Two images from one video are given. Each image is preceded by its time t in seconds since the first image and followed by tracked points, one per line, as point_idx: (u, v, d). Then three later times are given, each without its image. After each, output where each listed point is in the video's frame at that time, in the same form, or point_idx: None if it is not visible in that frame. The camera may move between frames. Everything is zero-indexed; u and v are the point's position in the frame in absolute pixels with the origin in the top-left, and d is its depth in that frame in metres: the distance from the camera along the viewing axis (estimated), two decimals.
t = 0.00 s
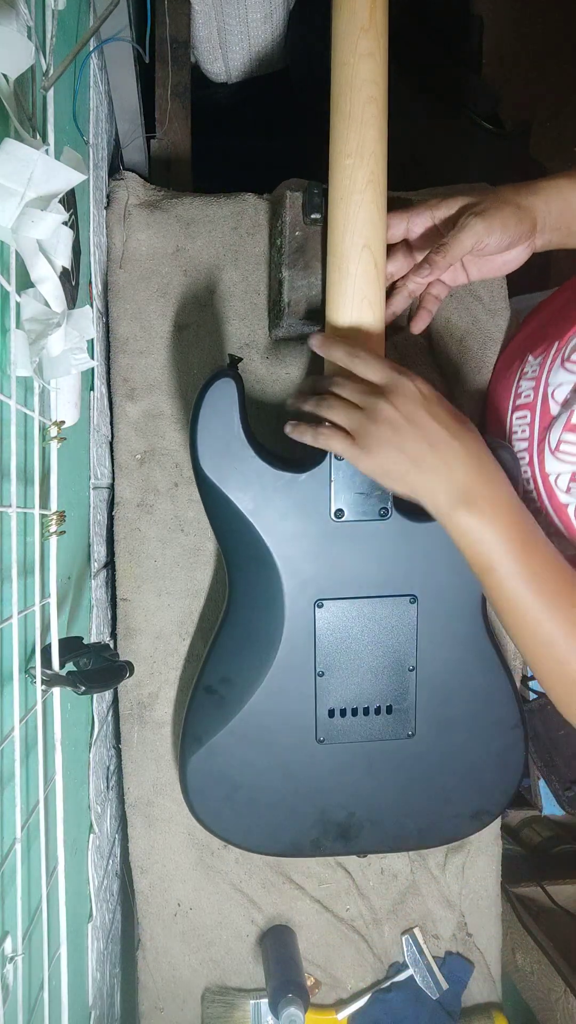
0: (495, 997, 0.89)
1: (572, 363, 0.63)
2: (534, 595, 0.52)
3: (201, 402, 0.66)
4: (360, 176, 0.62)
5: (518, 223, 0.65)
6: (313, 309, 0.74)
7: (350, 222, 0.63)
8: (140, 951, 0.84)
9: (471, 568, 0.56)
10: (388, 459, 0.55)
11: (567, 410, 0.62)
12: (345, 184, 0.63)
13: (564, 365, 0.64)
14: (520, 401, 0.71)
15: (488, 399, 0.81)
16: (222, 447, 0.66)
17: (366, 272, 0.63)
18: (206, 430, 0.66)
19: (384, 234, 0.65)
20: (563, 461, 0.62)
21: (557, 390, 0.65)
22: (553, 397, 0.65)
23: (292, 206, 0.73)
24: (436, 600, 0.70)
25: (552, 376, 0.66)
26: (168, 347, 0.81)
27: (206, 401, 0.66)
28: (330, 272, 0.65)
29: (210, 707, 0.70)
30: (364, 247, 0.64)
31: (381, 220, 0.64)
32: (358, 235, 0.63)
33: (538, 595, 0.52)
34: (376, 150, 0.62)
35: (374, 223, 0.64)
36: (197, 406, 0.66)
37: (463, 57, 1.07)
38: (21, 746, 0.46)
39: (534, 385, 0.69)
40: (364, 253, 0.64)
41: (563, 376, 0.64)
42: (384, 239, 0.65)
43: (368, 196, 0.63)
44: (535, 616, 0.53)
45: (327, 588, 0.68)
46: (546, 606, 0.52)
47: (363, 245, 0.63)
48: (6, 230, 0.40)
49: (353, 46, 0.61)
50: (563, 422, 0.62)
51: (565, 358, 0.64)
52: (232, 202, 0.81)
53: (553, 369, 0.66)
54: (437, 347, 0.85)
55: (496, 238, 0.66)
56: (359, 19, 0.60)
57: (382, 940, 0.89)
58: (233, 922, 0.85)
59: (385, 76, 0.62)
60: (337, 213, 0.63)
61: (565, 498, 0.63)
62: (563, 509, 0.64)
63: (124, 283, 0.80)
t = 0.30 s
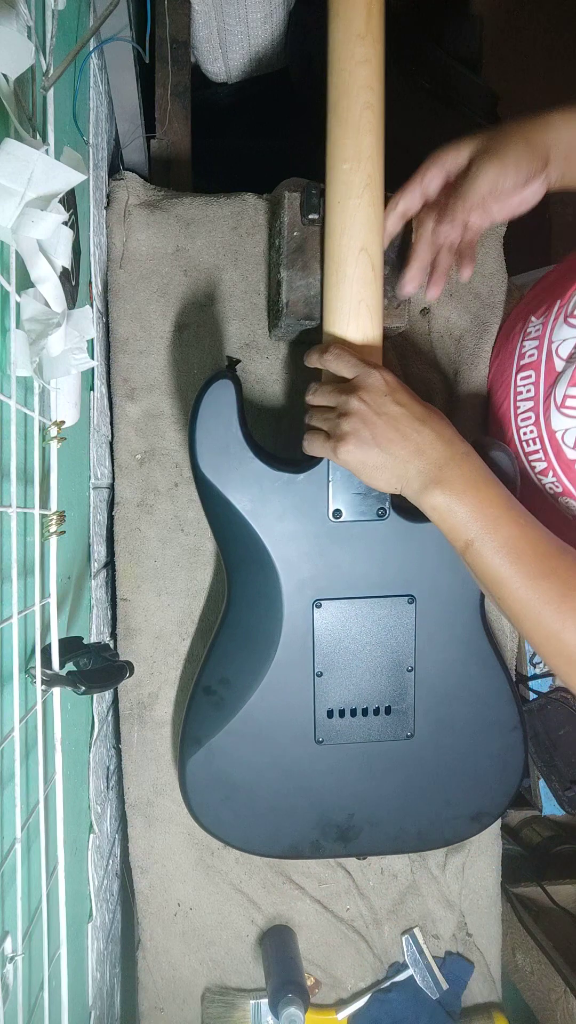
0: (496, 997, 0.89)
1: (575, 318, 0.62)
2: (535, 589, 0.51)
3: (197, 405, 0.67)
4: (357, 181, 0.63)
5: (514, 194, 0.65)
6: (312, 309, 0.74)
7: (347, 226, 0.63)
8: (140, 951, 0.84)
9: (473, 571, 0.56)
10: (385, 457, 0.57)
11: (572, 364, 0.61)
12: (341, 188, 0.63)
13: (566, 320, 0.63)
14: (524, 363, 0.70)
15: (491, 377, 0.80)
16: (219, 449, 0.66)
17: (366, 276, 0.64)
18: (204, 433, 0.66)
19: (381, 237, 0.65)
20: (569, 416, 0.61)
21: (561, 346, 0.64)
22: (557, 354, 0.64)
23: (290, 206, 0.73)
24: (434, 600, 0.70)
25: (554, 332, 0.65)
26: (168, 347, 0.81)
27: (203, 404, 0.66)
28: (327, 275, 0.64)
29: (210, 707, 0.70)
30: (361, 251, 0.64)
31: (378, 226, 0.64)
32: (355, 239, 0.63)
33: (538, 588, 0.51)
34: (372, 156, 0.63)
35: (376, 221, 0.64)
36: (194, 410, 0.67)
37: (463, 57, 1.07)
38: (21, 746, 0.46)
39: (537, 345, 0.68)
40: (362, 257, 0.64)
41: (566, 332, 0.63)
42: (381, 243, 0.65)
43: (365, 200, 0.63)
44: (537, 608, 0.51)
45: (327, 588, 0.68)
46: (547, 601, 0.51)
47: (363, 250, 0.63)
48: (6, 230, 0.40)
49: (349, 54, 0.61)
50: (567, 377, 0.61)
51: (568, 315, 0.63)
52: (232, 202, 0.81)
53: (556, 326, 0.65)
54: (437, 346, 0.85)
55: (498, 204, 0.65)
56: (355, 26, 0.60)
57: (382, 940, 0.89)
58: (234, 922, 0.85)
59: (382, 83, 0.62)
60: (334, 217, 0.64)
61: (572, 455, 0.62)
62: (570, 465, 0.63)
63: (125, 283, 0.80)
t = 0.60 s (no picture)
0: (495, 998, 0.89)
1: (569, 310, 0.63)
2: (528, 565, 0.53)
3: (193, 407, 0.67)
4: (348, 186, 0.63)
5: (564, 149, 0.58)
6: (310, 309, 0.74)
7: (339, 230, 0.63)
8: (140, 952, 0.84)
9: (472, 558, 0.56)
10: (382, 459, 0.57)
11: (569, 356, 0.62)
12: (333, 192, 0.63)
13: (561, 312, 0.64)
14: (521, 357, 0.70)
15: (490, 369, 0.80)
16: (216, 451, 0.66)
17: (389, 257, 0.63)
18: (201, 435, 0.66)
19: (373, 241, 0.65)
20: (568, 407, 0.62)
21: (558, 337, 0.64)
22: (554, 346, 0.65)
23: (287, 206, 0.73)
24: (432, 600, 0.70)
25: (550, 325, 0.66)
26: (168, 347, 0.81)
27: (199, 407, 0.66)
28: (320, 279, 0.65)
29: (208, 709, 0.70)
30: (353, 255, 0.64)
31: (369, 230, 0.64)
32: (349, 242, 0.64)
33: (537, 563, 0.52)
34: (363, 161, 0.63)
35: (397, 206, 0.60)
36: (190, 413, 0.67)
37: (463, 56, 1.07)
38: (21, 746, 0.46)
39: (534, 338, 0.68)
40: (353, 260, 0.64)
41: (561, 324, 0.64)
42: (373, 246, 0.65)
43: (357, 203, 0.63)
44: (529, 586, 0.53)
45: (326, 588, 0.68)
46: (554, 586, 0.52)
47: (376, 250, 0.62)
48: (6, 230, 0.40)
49: (339, 63, 0.62)
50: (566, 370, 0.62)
51: (562, 306, 0.64)
52: (232, 201, 0.81)
53: (552, 318, 0.66)
54: (437, 346, 0.85)
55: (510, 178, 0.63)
56: (345, 34, 0.61)
57: (382, 940, 0.89)
58: (234, 922, 0.85)
59: (371, 90, 0.63)
60: (326, 222, 0.64)
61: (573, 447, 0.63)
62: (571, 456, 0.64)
63: (124, 283, 0.80)
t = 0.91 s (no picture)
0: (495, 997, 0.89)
1: (554, 320, 0.65)
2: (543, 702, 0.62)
3: (193, 407, 0.67)
4: (348, 186, 0.63)
5: None
6: (310, 310, 0.74)
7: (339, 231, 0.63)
8: (140, 952, 0.84)
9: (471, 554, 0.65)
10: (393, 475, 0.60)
11: (557, 365, 0.63)
12: (333, 192, 0.63)
13: (546, 321, 0.66)
14: (510, 363, 0.72)
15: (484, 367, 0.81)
16: (216, 451, 0.66)
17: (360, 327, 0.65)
18: (201, 435, 0.66)
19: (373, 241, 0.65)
20: (557, 417, 0.64)
21: (543, 347, 0.66)
22: (540, 355, 0.66)
23: (288, 206, 0.72)
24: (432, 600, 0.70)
25: (536, 333, 0.67)
26: (168, 347, 0.81)
27: (199, 406, 0.66)
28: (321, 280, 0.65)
29: (209, 709, 0.70)
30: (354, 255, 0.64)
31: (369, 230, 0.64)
32: (349, 242, 0.64)
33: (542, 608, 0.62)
34: (363, 162, 0.63)
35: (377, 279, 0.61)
36: (190, 413, 0.67)
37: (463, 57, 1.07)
38: (21, 746, 0.46)
39: (521, 345, 0.70)
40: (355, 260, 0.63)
41: (547, 333, 0.66)
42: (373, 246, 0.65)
43: (357, 203, 0.63)
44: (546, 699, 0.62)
45: (326, 588, 0.68)
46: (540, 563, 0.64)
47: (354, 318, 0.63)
48: (6, 230, 0.40)
49: (339, 64, 0.62)
50: (555, 379, 0.64)
51: (548, 315, 0.65)
52: (232, 202, 0.82)
53: (538, 327, 0.67)
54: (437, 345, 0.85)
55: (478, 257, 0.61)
56: (346, 35, 0.61)
57: (382, 940, 0.89)
58: (234, 922, 0.85)
59: (372, 91, 0.63)
60: (326, 222, 0.64)
61: (563, 455, 0.65)
62: (561, 464, 0.66)
63: (124, 283, 0.80)
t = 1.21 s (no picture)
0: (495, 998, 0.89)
1: (549, 359, 0.64)
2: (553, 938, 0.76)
3: (193, 407, 0.67)
4: (348, 186, 0.63)
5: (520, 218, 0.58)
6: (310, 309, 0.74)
7: (339, 231, 0.63)
8: (140, 952, 0.84)
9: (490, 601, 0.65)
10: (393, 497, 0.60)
11: (560, 403, 0.64)
12: (333, 192, 0.63)
13: (542, 359, 0.66)
14: (510, 399, 0.72)
15: (482, 384, 0.80)
16: (217, 451, 0.66)
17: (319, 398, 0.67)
18: (200, 436, 0.66)
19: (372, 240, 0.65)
20: (567, 452, 0.65)
21: (542, 384, 0.66)
22: (540, 392, 0.66)
23: (288, 207, 0.72)
24: (432, 601, 0.70)
25: (534, 370, 0.67)
26: (168, 347, 0.81)
27: (200, 407, 0.66)
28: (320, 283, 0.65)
29: (209, 709, 0.70)
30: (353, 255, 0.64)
31: (369, 230, 0.64)
32: (349, 243, 0.64)
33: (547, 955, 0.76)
34: (363, 162, 0.63)
35: (325, 370, 0.62)
36: (191, 414, 0.67)
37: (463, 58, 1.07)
38: (21, 746, 0.46)
39: (519, 382, 0.70)
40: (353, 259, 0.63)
41: (543, 371, 0.66)
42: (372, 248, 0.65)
43: (357, 202, 0.63)
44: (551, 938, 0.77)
45: (326, 588, 0.68)
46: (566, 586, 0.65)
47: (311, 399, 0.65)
48: (6, 230, 0.40)
49: (340, 64, 0.62)
50: (560, 417, 0.64)
51: (542, 354, 0.65)
52: (232, 202, 0.82)
53: (534, 365, 0.67)
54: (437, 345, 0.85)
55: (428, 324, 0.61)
56: (345, 36, 0.61)
57: (382, 940, 0.89)
58: (234, 922, 0.85)
59: (372, 92, 0.63)
60: (326, 222, 0.64)
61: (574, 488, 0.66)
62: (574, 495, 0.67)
63: (124, 283, 0.80)
